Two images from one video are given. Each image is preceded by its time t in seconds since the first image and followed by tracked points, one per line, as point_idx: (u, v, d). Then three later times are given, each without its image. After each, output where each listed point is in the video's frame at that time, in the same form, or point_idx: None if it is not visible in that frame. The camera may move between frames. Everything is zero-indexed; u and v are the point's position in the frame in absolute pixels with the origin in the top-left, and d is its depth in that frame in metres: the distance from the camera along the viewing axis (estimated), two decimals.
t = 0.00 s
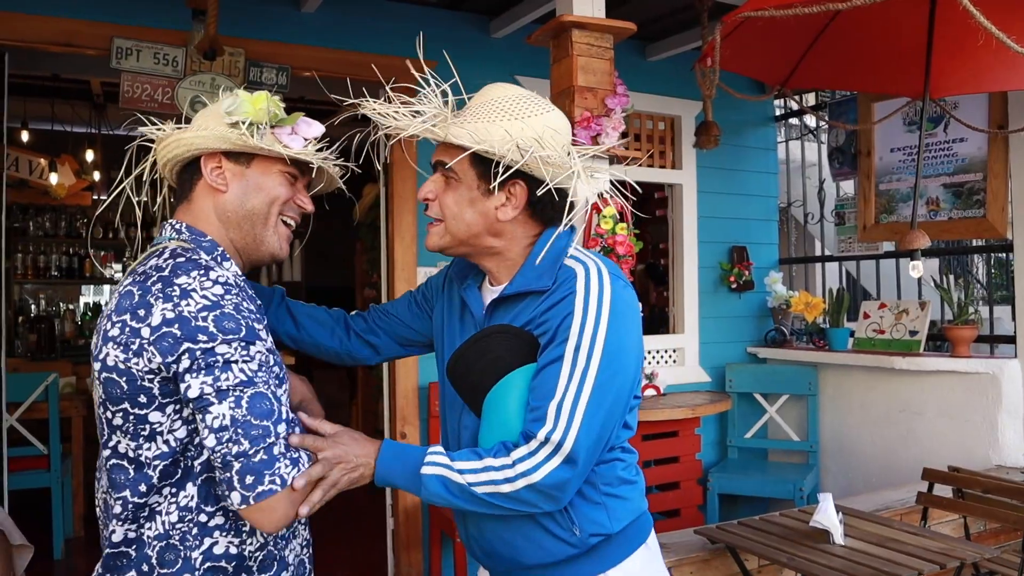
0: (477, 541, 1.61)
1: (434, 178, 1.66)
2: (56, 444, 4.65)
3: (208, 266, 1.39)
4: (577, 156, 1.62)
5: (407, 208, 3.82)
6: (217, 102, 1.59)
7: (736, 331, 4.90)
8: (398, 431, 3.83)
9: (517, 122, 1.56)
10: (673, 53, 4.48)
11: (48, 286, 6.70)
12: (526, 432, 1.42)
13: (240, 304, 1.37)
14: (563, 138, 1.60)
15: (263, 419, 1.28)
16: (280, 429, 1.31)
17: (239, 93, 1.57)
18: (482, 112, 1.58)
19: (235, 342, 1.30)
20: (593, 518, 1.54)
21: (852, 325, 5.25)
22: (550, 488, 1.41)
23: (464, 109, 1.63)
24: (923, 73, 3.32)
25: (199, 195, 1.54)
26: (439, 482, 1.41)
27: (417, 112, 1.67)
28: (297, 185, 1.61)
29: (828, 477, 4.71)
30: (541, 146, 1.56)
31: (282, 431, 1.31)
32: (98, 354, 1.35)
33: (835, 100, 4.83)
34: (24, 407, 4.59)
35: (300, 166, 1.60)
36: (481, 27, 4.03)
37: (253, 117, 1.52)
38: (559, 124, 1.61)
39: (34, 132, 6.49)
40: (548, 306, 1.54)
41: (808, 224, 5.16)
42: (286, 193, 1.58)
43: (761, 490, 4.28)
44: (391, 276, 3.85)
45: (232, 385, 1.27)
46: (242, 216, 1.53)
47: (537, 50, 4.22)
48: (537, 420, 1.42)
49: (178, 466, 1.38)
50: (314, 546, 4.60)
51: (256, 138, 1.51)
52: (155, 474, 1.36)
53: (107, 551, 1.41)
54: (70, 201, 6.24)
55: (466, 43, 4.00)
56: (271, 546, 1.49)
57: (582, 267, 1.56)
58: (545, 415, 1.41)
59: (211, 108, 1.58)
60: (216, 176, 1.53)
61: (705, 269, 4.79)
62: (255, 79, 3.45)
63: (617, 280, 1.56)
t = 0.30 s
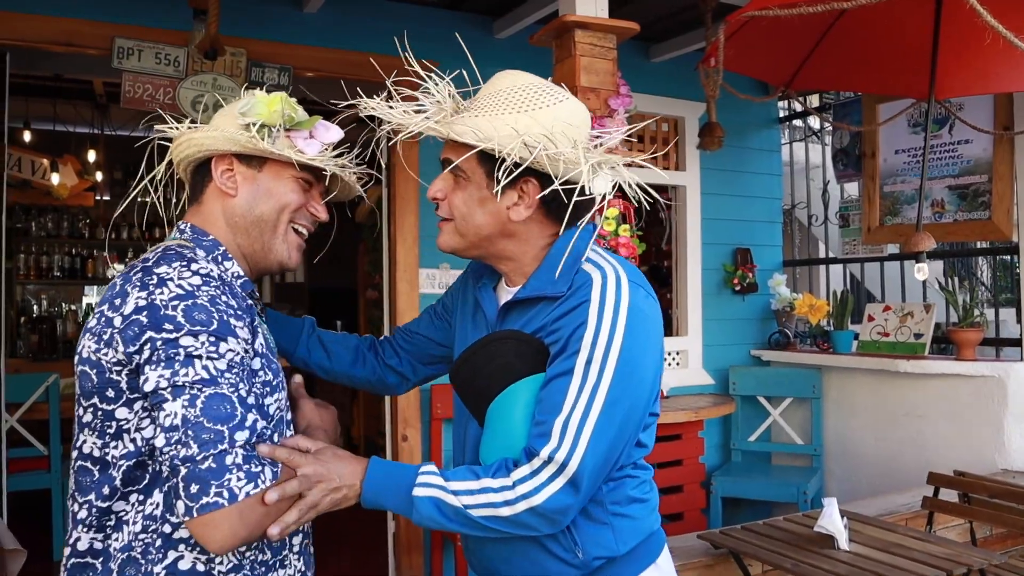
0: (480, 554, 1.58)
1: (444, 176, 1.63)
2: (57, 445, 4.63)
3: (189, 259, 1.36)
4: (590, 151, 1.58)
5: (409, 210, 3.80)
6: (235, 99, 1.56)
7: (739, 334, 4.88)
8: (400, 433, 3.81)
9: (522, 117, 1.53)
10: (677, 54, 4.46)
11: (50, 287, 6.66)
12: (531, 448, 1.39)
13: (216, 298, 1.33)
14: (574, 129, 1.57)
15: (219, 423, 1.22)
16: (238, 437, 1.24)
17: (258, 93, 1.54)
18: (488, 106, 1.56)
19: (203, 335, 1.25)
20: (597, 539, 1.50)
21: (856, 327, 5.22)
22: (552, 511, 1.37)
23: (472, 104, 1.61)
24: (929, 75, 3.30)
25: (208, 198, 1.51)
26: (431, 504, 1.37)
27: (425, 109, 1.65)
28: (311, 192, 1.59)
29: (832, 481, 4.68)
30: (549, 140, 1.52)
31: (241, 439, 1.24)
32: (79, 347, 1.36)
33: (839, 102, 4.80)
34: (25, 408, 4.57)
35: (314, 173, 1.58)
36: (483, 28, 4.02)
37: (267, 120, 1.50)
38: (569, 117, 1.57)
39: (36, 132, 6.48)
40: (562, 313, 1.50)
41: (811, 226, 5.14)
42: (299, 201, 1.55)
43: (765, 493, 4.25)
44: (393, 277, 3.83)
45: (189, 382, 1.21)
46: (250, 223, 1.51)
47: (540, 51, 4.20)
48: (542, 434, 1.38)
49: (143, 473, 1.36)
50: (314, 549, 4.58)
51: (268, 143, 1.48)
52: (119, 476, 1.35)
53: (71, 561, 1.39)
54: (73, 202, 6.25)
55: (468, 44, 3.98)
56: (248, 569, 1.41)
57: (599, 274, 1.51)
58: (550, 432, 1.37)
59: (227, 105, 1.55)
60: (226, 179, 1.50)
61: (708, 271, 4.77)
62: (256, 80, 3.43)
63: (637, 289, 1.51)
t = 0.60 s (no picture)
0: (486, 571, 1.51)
1: (455, 161, 1.60)
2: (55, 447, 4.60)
3: (150, 260, 1.31)
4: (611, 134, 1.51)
5: (410, 209, 3.75)
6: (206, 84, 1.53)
7: (744, 335, 4.82)
8: (400, 435, 3.76)
9: (539, 96, 1.47)
10: (681, 52, 4.41)
11: (52, 288, 6.56)
12: (546, 457, 1.33)
13: (177, 303, 1.26)
14: (595, 111, 1.50)
15: (172, 441, 1.15)
16: (195, 454, 1.17)
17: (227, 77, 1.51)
18: (504, 86, 1.51)
19: (158, 346, 1.18)
20: (616, 558, 1.44)
21: (863, 328, 5.16)
22: (567, 525, 1.30)
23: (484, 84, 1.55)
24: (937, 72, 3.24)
25: (183, 188, 1.48)
26: (434, 525, 1.30)
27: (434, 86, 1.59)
28: (292, 177, 1.55)
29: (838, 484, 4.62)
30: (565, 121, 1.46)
31: (199, 456, 1.18)
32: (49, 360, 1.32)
33: (845, 100, 4.74)
34: (24, 409, 4.54)
35: (294, 156, 1.54)
36: (485, 25, 3.97)
37: (237, 103, 1.46)
38: (589, 98, 1.50)
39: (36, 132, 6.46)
40: (582, 311, 1.45)
41: (817, 226, 5.07)
42: (278, 187, 1.51)
43: (770, 496, 4.19)
44: (393, 278, 3.78)
45: (140, 398, 1.15)
46: (228, 213, 1.47)
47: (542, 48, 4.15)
48: (560, 439, 1.32)
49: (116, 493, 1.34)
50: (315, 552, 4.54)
51: (239, 127, 1.45)
52: (89, 495, 1.32)
53: None
54: (73, 202, 6.22)
55: (470, 42, 3.93)
56: None
57: (623, 267, 1.47)
58: (569, 439, 1.31)
59: (197, 90, 1.52)
60: (200, 168, 1.47)
61: (712, 272, 4.71)
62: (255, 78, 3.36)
63: (663, 285, 1.47)
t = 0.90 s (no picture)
0: None
1: (457, 160, 1.58)
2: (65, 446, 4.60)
3: (133, 276, 1.32)
4: (610, 128, 1.46)
5: (418, 208, 3.73)
6: (195, 81, 1.52)
7: (756, 337, 4.77)
8: (408, 437, 3.74)
9: (536, 89, 1.44)
10: (694, 50, 4.36)
11: (66, 287, 6.59)
12: (530, 471, 1.30)
13: (155, 323, 1.26)
14: (595, 106, 1.46)
15: (144, 475, 1.17)
16: (169, 488, 1.19)
17: (213, 74, 1.49)
18: (505, 81, 1.48)
19: (132, 373, 1.20)
20: None
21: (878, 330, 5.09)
22: (548, 543, 1.27)
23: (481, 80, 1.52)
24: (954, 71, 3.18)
25: (177, 189, 1.48)
26: (415, 554, 1.29)
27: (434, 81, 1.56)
28: (285, 173, 1.53)
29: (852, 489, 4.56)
30: (559, 113, 1.41)
31: (175, 489, 1.20)
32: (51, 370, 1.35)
33: (861, 98, 4.68)
34: (34, 408, 4.55)
35: (287, 152, 1.52)
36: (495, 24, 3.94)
37: (223, 101, 1.45)
38: (588, 91, 1.46)
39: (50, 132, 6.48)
40: (577, 318, 1.41)
41: (831, 227, 5.01)
42: (271, 185, 1.50)
43: (783, 501, 4.14)
44: (401, 279, 3.76)
45: (114, 429, 1.18)
46: (220, 213, 1.46)
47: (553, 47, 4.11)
48: (546, 450, 1.30)
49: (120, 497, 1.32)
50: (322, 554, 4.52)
51: (226, 127, 1.43)
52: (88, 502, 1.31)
53: None
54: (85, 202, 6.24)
55: (480, 41, 3.90)
56: None
57: (620, 272, 1.41)
58: (554, 452, 1.28)
59: (186, 88, 1.51)
60: (191, 169, 1.46)
61: (724, 273, 4.66)
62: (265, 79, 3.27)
63: (663, 291, 1.40)
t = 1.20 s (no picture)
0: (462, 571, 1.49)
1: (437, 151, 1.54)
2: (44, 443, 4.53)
3: (109, 275, 1.34)
4: (586, 116, 1.43)
5: (400, 200, 3.69)
6: (176, 76, 1.49)
7: (740, 329, 4.77)
8: (391, 431, 3.71)
9: (511, 79, 1.41)
10: (679, 42, 4.33)
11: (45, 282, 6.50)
12: (496, 462, 1.29)
13: (113, 326, 1.28)
14: (571, 94, 1.42)
15: (64, 471, 1.21)
16: (81, 488, 1.21)
17: (194, 71, 1.46)
18: (481, 72, 1.46)
19: (75, 373, 1.23)
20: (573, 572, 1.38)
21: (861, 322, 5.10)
22: (508, 531, 1.26)
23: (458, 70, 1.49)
24: (938, 62, 3.17)
25: (165, 190, 1.48)
26: (383, 534, 1.31)
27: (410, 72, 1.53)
28: (273, 171, 1.52)
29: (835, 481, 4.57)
30: (534, 102, 1.38)
31: (86, 491, 1.22)
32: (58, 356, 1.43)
33: (845, 91, 4.67)
34: (12, 404, 4.48)
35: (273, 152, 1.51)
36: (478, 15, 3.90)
37: (206, 104, 1.44)
38: (565, 80, 1.43)
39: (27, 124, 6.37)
40: (549, 309, 1.39)
41: (815, 219, 5.01)
42: (259, 185, 1.49)
43: (767, 493, 4.14)
44: (384, 272, 3.73)
45: (51, 423, 1.23)
46: (208, 214, 1.46)
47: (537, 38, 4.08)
48: (511, 442, 1.29)
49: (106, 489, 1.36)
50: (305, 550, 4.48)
51: (210, 134, 1.42)
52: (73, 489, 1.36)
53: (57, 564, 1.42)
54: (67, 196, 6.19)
55: (462, 32, 3.87)
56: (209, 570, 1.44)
57: (594, 263, 1.39)
58: (520, 443, 1.27)
59: (168, 83, 1.49)
60: (177, 171, 1.46)
61: (708, 265, 4.65)
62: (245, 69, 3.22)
63: (636, 286, 1.36)
